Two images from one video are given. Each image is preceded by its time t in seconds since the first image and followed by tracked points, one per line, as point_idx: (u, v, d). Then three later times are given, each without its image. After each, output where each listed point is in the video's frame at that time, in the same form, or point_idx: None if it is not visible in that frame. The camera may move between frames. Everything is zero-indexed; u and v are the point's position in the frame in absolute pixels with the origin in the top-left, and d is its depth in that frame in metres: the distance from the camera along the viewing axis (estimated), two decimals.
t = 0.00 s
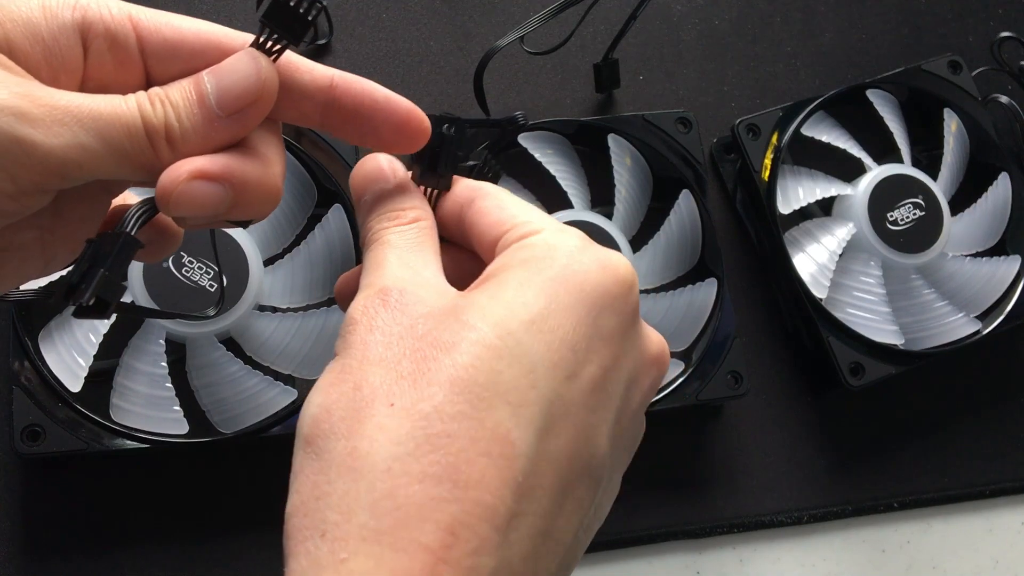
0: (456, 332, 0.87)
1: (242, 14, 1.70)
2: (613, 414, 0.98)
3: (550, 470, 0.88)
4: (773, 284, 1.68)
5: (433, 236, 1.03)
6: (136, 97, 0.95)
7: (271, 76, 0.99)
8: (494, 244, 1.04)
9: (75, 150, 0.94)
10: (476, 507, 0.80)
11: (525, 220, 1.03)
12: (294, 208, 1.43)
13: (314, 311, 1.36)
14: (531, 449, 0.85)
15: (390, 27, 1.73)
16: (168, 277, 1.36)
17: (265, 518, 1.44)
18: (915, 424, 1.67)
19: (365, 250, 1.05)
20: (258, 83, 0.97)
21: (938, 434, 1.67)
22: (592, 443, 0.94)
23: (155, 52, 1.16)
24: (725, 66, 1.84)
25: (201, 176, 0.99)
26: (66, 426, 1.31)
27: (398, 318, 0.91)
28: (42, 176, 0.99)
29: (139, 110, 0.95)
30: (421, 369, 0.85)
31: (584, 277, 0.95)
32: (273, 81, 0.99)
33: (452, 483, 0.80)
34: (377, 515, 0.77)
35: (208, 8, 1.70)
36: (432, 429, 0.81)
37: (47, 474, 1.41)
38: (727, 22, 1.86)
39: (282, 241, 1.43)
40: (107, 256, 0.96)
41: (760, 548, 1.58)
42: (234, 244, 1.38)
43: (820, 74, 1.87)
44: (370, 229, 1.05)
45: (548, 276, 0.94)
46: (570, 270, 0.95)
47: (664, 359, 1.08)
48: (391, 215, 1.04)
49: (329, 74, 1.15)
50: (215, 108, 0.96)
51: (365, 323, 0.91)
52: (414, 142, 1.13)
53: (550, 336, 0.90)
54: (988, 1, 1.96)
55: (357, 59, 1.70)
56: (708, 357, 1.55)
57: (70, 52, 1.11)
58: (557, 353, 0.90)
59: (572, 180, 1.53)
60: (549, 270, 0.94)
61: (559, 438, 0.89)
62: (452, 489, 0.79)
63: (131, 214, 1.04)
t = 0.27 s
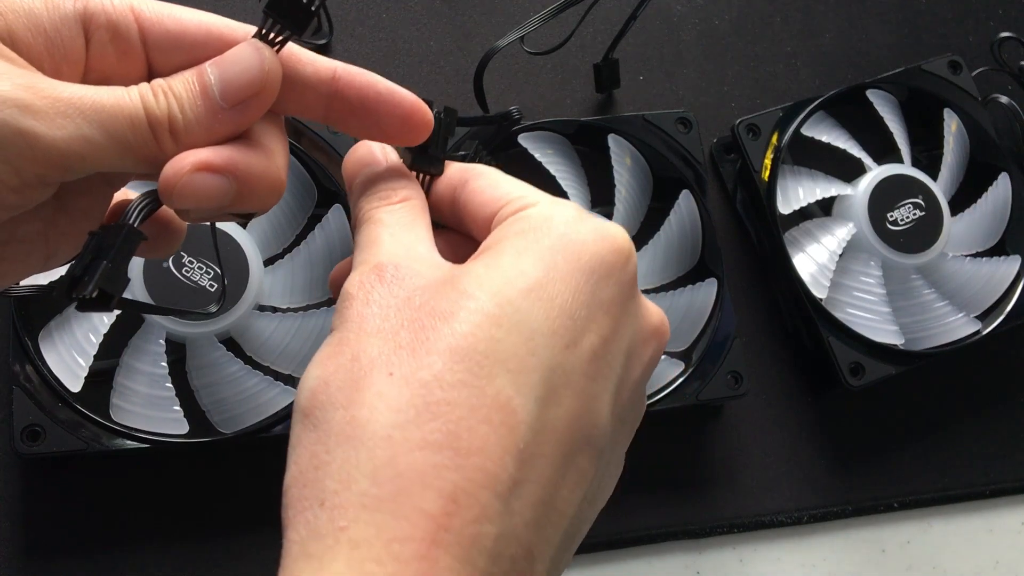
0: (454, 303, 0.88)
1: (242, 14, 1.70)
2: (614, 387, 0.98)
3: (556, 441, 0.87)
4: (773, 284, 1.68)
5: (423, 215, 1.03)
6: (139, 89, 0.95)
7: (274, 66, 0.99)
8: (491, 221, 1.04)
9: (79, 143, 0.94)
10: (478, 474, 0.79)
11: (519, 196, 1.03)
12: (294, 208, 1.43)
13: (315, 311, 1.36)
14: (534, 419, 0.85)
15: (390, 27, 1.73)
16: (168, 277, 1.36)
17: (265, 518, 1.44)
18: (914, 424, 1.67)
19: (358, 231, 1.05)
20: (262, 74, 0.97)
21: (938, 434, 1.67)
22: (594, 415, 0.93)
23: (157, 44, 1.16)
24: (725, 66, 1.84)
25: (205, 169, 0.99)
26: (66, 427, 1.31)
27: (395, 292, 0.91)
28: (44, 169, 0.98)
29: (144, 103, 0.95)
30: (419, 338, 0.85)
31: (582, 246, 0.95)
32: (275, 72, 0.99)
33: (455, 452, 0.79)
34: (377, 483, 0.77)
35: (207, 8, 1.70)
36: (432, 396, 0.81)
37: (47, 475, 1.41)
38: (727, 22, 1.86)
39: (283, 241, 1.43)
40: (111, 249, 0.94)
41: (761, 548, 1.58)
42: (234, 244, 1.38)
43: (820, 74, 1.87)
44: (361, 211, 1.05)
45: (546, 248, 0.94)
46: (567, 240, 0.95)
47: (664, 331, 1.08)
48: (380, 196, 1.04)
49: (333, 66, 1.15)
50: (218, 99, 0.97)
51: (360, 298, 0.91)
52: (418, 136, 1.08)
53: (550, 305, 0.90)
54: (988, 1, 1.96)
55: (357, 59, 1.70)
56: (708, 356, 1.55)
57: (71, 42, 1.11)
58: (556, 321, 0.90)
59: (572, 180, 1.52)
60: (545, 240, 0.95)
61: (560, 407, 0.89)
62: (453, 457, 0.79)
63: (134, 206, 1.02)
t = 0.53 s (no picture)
0: (456, 293, 0.88)
1: (242, 14, 1.70)
2: (619, 378, 0.97)
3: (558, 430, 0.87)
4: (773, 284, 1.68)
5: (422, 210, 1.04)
6: (133, 92, 0.95)
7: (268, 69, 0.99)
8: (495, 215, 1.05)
9: (72, 145, 0.94)
10: (476, 463, 0.79)
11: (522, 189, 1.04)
12: (295, 208, 1.43)
13: (315, 311, 1.36)
14: (536, 409, 0.85)
15: (390, 27, 1.73)
16: (168, 277, 1.36)
17: (265, 518, 1.44)
18: (915, 425, 1.67)
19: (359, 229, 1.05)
20: (256, 76, 0.97)
21: (938, 434, 1.67)
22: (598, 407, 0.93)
23: (152, 47, 1.16)
24: (725, 66, 1.84)
25: (199, 172, 0.99)
26: (66, 427, 1.31)
27: (397, 284, 0.91)
28: (40, 171, 0.98)
29: (138, 106, 0.95)
30: (420, 328, 0.86)
31: (586, 237, 0.95)
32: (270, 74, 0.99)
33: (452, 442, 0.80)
34: (373, 472, 0.77)
35: (207, 8, 1.70)
36: (431, 385, 0.82)
37: (47, 475, 1.41)
38: (727, 22, 1.86)
39: (283, 241, 1.43)
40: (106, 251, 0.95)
41: (761, 548, 1.58)
42: (235, 245, 1.39)
43: (820, 74, 1.87)
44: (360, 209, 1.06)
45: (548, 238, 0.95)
46: (570, 232, 0.95)
47: (671, 325, 1.07)
48: (378, 193, 1.05)
49: (327, 71, 1.14)
50: (212, 102, 0.96)
51: (362, 291, 0.91)
52: (411, 140, 1.09)
53: (552, 296, 0.90)
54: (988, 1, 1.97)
55: (357, 59, 1.70)
56: (708, 356, 1.55)
57: (66, 46, 1.11)
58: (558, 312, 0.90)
59: (572, 179, 1.53)
60: (548, 231, 0.95)
61: (563, 397, 0.89)
62: (451, 445, 0.79)
63: (129, 209, 1.04)
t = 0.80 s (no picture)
0: (459, 310, 0.88)
1: (242, 14, 1.70)
2: (620, 394, 0.97)
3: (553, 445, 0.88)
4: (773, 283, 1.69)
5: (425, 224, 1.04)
6: (132, 104, 0.95)
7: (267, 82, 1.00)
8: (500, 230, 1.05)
9: (72, 157, 0.94)
10: (474, 477, 0.79)
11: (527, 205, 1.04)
12: (295, 208, 1.43)
13: (315, 311, 1.36)
14: (536, 425, 0.85)
15: (391, 27, 1.73)
16: (168, 277, 1.36)
17: (265, 518, 1.44)
18: (915, 425, 1.67)
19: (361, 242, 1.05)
20: (256, 89, 0.98)
21: (937, 434, 1.67)
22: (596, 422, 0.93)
23: (151, 59, 1.16)
24: (725, 66, 1.84)
25: (198, 184, 0.99)
26: (66, 427, 1.31)
27: (401, 298, 0.91)
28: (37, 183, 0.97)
29: (138, 118, 0.95)
30: (421, 342, 0.86)
31: (590, 252, 0.95)
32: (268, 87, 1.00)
33: (448, 456, 0.80)
34: (370, 486, 0.77)
35: (207, 8, 1.70)
36: (431, 401, 0.81)
37: (47, 475, 1.41)
38: (727, 22, 1.87)
39: (282, 241, 1.43)
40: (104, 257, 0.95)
41: (760, 548, 1.58)
42: (234, 245, 1.39)
43: (820, 74, 1.87)
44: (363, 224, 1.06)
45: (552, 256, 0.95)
46: (574, 246, 0.95)
47: (675, 342, 1.08)
48: (382, 206, 1.05)
49: (326, 85, 1.15)
50: (211, 114, 0.97)
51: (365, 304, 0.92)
52: (410, 154, 1.10)
53: (555, 313, 0.90)
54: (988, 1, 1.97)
55: (357, 59, 1.70)
56: (708, 356, 1.55)
57: (65, 57, 1.11)
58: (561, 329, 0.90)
59: (572, 180, 1.53)
60: (552, 246, 0.95)
61: (564, 413, 0.89)
62: (450, 459, 0.79)
63: (127, 220, 1.03)
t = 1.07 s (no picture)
0: (473, 344, 0.87)
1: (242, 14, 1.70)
2: (629, 423, 0.99)
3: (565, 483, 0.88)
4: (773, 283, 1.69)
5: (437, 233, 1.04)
6: (111, 97, 0.95)
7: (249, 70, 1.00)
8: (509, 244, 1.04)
9: (54, 151, 0.94)
10: (495, 528, 0.80)
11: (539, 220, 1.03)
12: (295, 208, 1.43)
13: (315, 311, 1.37)
14: (550, 465, 0.86)
15: (391, 27, 1.73)
16: (167, 277, 1.35)
17: (265, 518, 1.44)
18: (915, 424, 1.67)
19: (371, 249, 1.05)
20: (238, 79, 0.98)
21: (938, 434, 1.67)
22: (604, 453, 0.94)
23: (128, 45, 1.16)
24: (725, 66, 1.84)
25: (186, 177, 1.02)
26: (66, 426, 1.32)
27: (414, 329, 0.90)
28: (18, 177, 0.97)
29: (119, 111, 0.95)
30: (439, 383, 0.85)
31: (603, 281, 0.95)
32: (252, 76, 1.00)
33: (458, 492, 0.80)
34: (392, 539, 0.76)
35: (207, 8, 1.70)
36: (444, 440, 0.81)
37: (47, 475, 1.41)
38: (727, 22, 1.87)
39: (282, 241, 1.43)
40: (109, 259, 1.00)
41: (760, 548, 1.58)
42: (235, 244, 1.38)
43: (820, 74, 1.87)
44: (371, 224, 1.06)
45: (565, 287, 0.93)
46: (588, 275, 0.94)
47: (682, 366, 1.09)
48: (392, 212, 1.04)
49: (305, 70, 1.16)
50: (194, 105, 0.97)
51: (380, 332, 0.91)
52: (389, 147, 1.10)
53: (570, 347, 0.90)
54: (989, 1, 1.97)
55: (357, 59, 1.70)
56: (708, 356, 1.55)
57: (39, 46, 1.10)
58: (573, 366, 0.90)
59: (572, 180, 1.53)
60: (567, 277, 0.94)
61: (579, 457, 0.90)
62: (471, 510, 0.79)
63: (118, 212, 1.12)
